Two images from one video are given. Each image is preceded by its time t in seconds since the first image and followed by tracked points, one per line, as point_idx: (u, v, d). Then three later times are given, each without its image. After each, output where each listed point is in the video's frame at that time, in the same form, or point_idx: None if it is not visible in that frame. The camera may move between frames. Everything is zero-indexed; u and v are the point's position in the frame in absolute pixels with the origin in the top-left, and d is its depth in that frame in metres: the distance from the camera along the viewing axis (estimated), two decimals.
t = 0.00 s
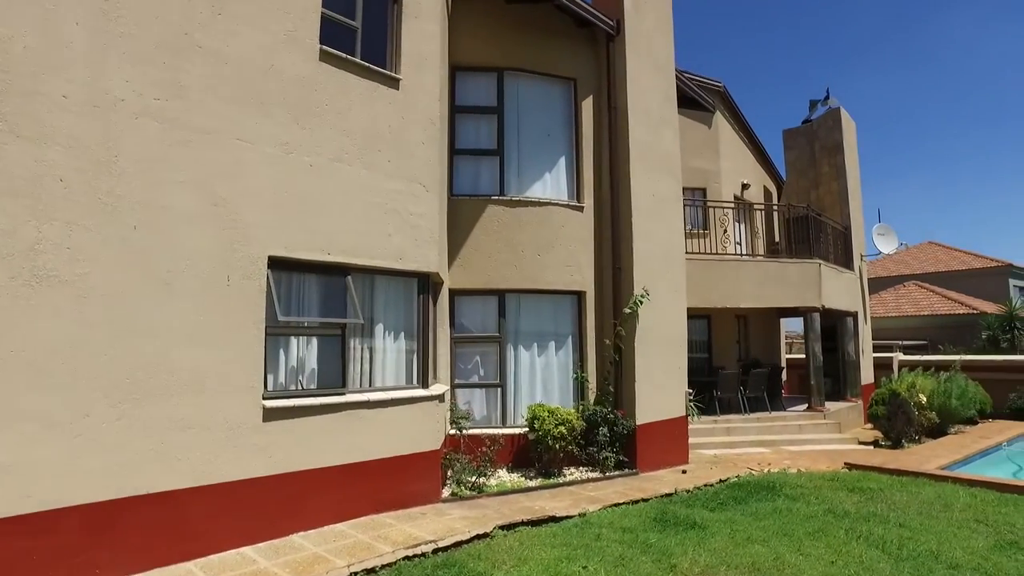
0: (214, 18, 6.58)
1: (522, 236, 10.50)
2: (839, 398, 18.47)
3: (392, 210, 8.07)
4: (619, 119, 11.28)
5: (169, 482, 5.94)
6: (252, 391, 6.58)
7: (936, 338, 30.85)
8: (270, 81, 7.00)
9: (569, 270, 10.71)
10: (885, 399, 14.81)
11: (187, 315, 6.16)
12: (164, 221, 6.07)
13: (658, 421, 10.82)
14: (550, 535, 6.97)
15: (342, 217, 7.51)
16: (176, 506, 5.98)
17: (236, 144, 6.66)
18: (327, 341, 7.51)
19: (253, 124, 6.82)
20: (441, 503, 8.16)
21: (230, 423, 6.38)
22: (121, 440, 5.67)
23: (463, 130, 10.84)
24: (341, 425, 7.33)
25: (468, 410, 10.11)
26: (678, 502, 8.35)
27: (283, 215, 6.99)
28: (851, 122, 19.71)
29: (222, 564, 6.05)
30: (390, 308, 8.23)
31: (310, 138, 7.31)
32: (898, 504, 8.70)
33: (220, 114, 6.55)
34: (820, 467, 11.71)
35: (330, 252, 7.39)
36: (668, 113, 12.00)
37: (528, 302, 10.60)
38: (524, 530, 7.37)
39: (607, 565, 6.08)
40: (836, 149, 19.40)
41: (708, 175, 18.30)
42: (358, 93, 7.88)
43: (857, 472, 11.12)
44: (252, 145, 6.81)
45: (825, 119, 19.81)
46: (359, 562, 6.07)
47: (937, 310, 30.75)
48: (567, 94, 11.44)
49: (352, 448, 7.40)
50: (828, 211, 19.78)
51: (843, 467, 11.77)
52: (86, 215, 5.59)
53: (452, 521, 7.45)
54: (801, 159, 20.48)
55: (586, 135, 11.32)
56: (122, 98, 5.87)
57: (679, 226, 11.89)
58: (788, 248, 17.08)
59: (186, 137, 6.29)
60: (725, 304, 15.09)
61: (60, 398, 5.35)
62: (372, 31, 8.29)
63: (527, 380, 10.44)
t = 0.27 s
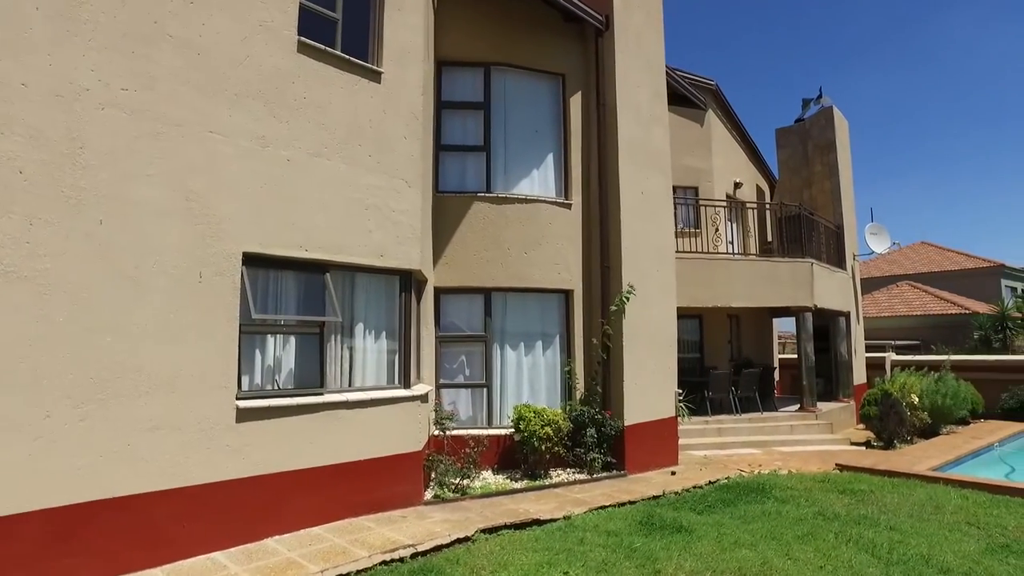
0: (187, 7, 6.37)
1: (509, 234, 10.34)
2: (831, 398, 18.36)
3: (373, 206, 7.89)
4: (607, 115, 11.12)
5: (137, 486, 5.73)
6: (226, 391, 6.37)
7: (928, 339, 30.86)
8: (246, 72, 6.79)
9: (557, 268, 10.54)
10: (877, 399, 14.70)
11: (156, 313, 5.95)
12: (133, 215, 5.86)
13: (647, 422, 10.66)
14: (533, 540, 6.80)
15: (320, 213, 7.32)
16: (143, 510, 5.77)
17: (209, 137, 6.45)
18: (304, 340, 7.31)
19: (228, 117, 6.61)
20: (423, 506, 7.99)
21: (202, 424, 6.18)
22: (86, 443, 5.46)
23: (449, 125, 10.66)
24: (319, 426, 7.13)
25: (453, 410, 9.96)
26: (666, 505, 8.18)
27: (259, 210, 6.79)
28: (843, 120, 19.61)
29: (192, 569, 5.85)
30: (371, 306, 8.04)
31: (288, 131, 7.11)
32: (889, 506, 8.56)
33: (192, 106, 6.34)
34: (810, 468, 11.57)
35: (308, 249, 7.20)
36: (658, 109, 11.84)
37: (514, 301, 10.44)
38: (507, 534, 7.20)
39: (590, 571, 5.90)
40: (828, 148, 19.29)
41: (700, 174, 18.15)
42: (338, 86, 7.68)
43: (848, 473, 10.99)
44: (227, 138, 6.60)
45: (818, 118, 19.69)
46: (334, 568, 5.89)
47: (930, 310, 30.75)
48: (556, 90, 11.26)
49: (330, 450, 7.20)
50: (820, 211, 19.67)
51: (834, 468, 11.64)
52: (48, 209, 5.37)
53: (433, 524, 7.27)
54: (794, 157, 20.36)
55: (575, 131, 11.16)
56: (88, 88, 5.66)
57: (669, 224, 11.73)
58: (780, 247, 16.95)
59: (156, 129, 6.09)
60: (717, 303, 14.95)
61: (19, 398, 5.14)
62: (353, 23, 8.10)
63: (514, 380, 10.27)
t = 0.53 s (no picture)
0: None
1: (495, 232, 10.15)
2: (823, 399, 18.23)
3: (353, 203, 7.68)
4: (596, 111, 10.93)
5: (101, 491, 5.51)
6: (197, 393, 6.13)
7: (920, 339, 30.85)
8: (219, 63, 6.56)
9: (544, 267, 10.36)
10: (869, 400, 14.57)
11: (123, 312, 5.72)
12: (98, 210, 5.63)
13: (635, 424, 10.47)
14: (514, 546, 6.61)
15: (297, 209, 7.11)
16: (108, 517, 5.54)
17: (181, 130, 6.22)
18: (281, 340, 7.08)
19: (200, 109, 6.38)
20: (404, 511, 7.79)
21: (171, 427, 5.94)
22: (46, 447, 5.23)
23: (435, 121, 10.47)
24: (296, 428, 6.91)
25: (437, 412, 9.79)
26: (653, 509, 8.00)
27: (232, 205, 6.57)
28: (836, 120, 19.49)
29: None
30: (350, 305, 7.83)
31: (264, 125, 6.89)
32: (880, 510, 8.40)
33: (162, 97, 6.11)
34: (801, 470, 11.42)
35: (284, 246, 6.98)
36: (649, 106, 11.66)
37: (501, 301, 10.24)
38: (489, 539, 7.01)
39: None
40: (821, 147, 19.17)
41: (692, 173, 18.00)
42: (317, 79, 7.46)
43: (840, 475, 10.84)
44: (199, 131, 6.36)
45: (810, 117, 19.56)
46: None
47: (922, 310, 30.72)
48: (544, 85, 11.07)
49: (307, 453, 6.99)
50: (813, 210, 19.54)
51: (825, 470, 11.49)
52: (6, 203, 5.14)
53: (413, 529, 7.07)
54: (787, 157, 20.23)
55: (563, 128, 10.97)
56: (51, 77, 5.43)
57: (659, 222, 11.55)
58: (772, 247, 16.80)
59: (124, 121, 5.85)
60: (708, 303, 14.79)
61: None
62: (333, 15, 7.88)
63: (500, 381, 10.08)
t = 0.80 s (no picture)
0: None
1: (480, 230, 9.97)
2: (814, 399, 18.13)
3: (331, 198, 7.47)
4: (583, 107, 10.75)
5: (62, 497, 5.27)
6: (166, 394, 5.91)
7: (910, 339, 30.86)
8: (191, 52, 6.34)
9: (530, 265, 10.19)
10: (859, 400, 14.47)
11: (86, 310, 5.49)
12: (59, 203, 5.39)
13: (623, 425, 10.29)
14: (495, 552, 6.42)
15: (272, 204, 6.89)
16: (71, 523, 5.32)
17: (149, 121, 6.00)
18: (256, 339, 6.85)
19: (170, 100, 6.15)
20: (383, 514, 7.59)
21: (137, 430, 5.71)
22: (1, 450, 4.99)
23: (420, 117, 10.28)
24: (270, 430, 6.70)
25: (421, 413, 9.62)
26: (639, 512, 7.83)
27: (204, 200, 6.33)
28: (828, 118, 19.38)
29: None
30: (328, 303, 7.62)
31: (237, 117, 6.67)
32: (870, 513, 8.26)
33: (129, 86, 5.88)
34: (791, 472, 11.28)
35: (259, 241, 6.76)
36: (637, 102, 11.48)
37: (486, 299, 10.06)
38: (469, 544, 6.82)
39: None
40: (812, 146, 19.06)
41: (683, 171, 17.85)
42: (294, 71, 7.24)
43: (830, 477, 10.70)
44: (169, 122, 6.13)
45: (802, 115, 19.45)
46: None
47: (913, 310, 30.71)
48: (531, 81, 10.88)
49: (282, 456, 6.78)
50: (804, 209, 19.43)
51: (815, 471, 11.35)
52: None
53: (392, 534, 6.87)
54: (778, 156, 20.12)
55: (550, 123, 10.79)
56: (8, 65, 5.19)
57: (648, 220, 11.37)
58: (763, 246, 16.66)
59: (88, 111, 5.62)
60: (698, 302, 14.63)
61: None
62: (312, 5, 7.66)
63: (485, 381, 9.90)
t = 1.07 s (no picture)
0: None
1: (465, 227, 9.80)
2: (805, 399, 18.03)
3: (310, 192, 7.26)
4: (571, 102, 10.59)
5: (22, 502, 5.05)
6: (133, 394, 5.69)
7: (901, 339, 30.87)
8: (161, 40, 6.12)
9: (516, 262, 10.02)
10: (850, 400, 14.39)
11: (48, 306, 5.26)
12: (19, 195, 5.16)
13: (610, 425, 10.14)
14: (475, 556, 6.24)
15: (247, 198, 6.68)
16: (34, 529, 5.09)
17: (117, 111, 5.77)
18: (230, 337, 6.65)
19: (139, 89, 5.93)
20: (362, 518, 7.40)
21: (102, 432, 5.49)
22: None
23: (404, 112, 10.09)
24: (244, 431, 6.50)
25: (404, 413, 9.45)
26: (624, 515, 7.66)
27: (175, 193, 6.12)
28: (819, 117, 19.29)
29: None
30: (305, 301, 7.43)
31: (211, 108, 6.45)
32: (860, 515, 8.13)
33: (95, 74, 5.65)
34: (781, 473, 11.14)
35: (233, 236, 6.55)
36: (626, 98, 11.32)
37: (471, 298, 9.89)
38: (449, 548, 6.64)
39: None
40: (803, 145, 18.96)
41: (674, 169, 17.71)
42: (271, 62, 7.03)
43: (819, 478, 10.57)
44: (137, 113, 5.91)
45: (793, 114, 19.36)
46: None
47: (903, 310, 30.71)
48: (518, 75, 10.70)
49: (257, 458, 6.58)
50: (795, 208, 19.34)
51: (805, 472, 11.22)
52: None
53: (370, 538, 6.68)
54: (769, 155, 20.02)
55: (537, 119, 10.62)
56: None
57: (637, 217, 11.21)
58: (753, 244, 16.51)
59: (52, 99, 5.39)
60: (688, 302, 14.49)
61: None
62: None
63: (469, 381, 9.73)
